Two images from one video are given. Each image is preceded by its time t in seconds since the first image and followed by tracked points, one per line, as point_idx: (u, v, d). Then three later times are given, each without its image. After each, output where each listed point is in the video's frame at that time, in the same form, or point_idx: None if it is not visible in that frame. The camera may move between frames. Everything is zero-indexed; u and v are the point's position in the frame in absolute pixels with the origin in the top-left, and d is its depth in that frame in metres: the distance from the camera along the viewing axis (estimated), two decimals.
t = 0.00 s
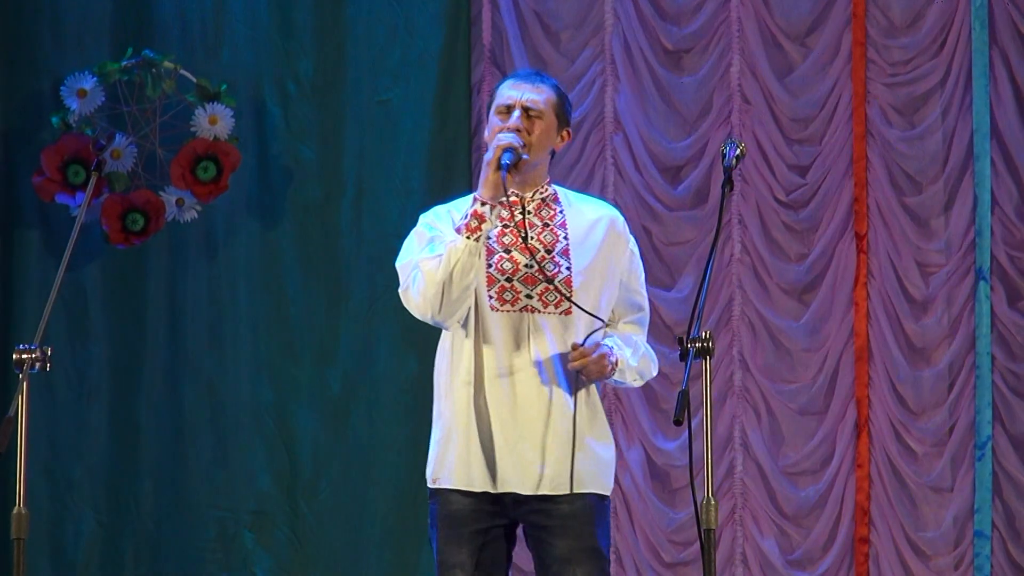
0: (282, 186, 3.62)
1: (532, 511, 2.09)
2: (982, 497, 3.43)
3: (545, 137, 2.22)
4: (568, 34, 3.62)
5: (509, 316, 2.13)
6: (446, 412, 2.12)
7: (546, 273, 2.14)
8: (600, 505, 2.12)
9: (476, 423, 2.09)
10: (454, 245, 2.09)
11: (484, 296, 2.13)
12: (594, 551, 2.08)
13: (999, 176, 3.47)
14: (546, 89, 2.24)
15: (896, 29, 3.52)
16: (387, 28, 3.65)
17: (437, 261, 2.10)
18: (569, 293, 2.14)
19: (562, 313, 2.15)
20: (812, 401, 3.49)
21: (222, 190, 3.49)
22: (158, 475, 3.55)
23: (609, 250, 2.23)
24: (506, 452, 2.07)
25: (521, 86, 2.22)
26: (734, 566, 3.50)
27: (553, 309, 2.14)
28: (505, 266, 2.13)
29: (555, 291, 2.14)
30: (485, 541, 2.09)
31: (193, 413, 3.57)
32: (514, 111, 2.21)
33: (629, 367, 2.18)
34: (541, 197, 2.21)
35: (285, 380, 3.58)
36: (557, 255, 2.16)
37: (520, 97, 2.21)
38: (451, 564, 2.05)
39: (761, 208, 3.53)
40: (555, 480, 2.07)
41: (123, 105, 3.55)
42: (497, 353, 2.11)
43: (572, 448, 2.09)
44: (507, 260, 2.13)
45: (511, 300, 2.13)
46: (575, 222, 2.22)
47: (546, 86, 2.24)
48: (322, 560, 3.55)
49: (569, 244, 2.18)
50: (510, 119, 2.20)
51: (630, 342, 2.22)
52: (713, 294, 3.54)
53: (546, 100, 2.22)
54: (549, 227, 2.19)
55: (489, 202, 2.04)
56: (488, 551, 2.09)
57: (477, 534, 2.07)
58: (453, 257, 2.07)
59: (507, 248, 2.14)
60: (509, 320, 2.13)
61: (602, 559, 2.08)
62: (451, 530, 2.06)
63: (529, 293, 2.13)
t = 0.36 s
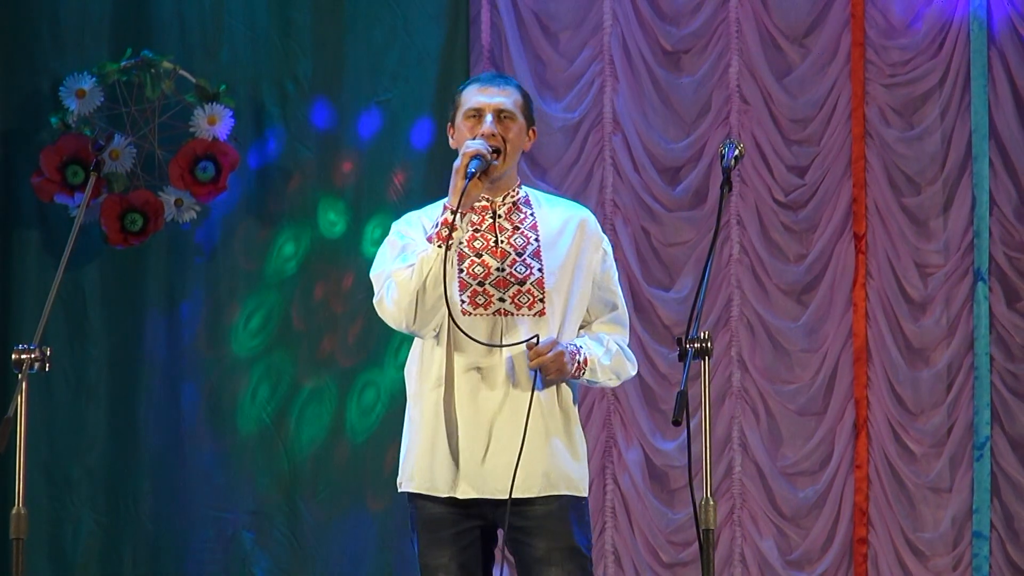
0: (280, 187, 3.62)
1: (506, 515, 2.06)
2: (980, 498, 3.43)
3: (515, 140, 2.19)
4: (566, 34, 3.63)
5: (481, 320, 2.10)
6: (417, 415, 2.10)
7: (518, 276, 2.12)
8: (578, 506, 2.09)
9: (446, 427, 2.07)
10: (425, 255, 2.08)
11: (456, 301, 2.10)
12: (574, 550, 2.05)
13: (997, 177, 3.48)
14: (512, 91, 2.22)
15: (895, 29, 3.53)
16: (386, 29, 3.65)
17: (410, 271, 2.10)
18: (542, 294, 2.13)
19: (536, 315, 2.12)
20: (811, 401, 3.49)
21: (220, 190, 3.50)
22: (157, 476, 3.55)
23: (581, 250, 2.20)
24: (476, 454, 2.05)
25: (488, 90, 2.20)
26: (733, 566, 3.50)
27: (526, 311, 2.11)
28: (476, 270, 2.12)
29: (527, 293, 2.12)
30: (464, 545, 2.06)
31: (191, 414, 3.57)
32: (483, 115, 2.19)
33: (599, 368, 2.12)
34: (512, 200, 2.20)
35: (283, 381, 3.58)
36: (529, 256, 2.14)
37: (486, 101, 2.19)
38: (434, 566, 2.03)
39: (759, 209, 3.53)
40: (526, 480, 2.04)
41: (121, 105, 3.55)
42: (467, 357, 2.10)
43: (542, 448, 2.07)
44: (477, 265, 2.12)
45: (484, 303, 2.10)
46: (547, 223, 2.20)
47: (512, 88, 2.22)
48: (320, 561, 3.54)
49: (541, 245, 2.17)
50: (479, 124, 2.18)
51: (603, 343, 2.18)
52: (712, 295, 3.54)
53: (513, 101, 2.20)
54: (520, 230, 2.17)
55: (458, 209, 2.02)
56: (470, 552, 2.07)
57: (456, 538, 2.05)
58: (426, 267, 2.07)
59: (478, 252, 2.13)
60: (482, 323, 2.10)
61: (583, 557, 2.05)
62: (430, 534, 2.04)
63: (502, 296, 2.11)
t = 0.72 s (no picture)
0: (278, 188, 3.62)
1: (498, 512, 2.06)
2: (979, 498, 3.44)
3: (497, 139, 2.16)
4: (565, 34, 3.62)
5: (469, 316, 2.10)
6: (408, 413, 2.11)
7: (504, 271, 2.12)
8: (570, 505, 2.08)
9: (437, 427, 2.07)
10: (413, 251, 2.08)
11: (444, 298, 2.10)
12: (569, 552, 2.03)
13: (996, 178, 3.48)
14: (489, 88, 2.18)
15: (893, 30, 3.53)
16: (385, 29, 3.65)
17: (400, 268, 2.09)
18: (529, 290, 2.12)
19: (523, 310, 2.12)
20: (810, 402, 3.49)
21: (219, 191, 3.52)
22: (155, 476, 3.55)
23: (566, 246, 2.20)
24: (466, 450, 2.05)
25: (465, 89, 2.16)
26: (731, 569, 3.49)
27: (514, 307, 2.11)
28: (462, 267, 2.11)
29: (514, 288, 2.12)
30: (459, 546, 2.05)
31: (189, 414, 3.57)
32: (463, 116, 2.16)
33: (587, 367, 2.12)
34: (495, 197, 2.19)
35: (282, 381, 3.58)
36: (515, 253, 2.14)
37: (464, 101, 2.16)
38: (428, 567, 2.02)
39: (758, 209, 3.53)
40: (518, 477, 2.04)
41: (120, 106, 3.54)
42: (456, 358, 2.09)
43: (534, 444, 2.06)
44: (463, 262, 2.11)
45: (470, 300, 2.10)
46: (531, 220, 2.19)
47: (488, 86, 2.18)
48: (318, 562, 3.55)
49: (526, 241, 2.16)
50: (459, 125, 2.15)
51: (590, 340, 2.17)
52: (710, 295, 3.53)
53: (492, 99, 2.16)
54: (504, 227, 2.16)
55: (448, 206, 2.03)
56: (465, 553, 2.05)
57: (450, 539, 2.04)
58: (415, 263, 2.06)
59: (463, 249, 2.11)
60: (469, 319, 2.10)
61: (577, 558, 2.04)
62: (424, 536, 2.03)
63: (488, 292, 2.11)
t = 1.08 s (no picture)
0: (276, 189, 3.62)
1: (494, 513, 2.06)
2: (976, 498, 3.43)
3: (491, 140, 2.16)
4: (563, 35, 3.63)
5: (465, 318, 2.11)
6: (406, 416, 2.11)
7: (500, 272, 2.12)
8: (567, 505, 2.07)
9: (434, 430, 2.07)
10: (409, 257, 2.10)
11: (439, 301, 2.11)
12: (565, 553, 2.03)
13: (994, 178, 3.47)
14: (479, 90, 2.18)
15: (891, 30, 3.53)
16: (382, 30, 3.65)
17: (396, 275, 2.10)
18: (526, 290, 2.12)
19: (520, 310, 2.11)
20: (807, 402, 3.50)
21: (217, 191, 3.52)
22: (153, 476, 3.55)
23: (561, 246, 2.19)
24: (463, 452, 2.05)
25: (456, 93, 2.16)
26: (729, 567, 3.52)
27: (511, 307, 2.11)
28: (458, 269, 2.12)
29: (510, 289, 2.12)
30: (456, 546, 2.06)
31: (187, 414, 3.57)
32: (455, 120, 2.16)
33: (586, 367, 2.10)
34: (490, 200, 2.19)
35: (280, 382, 3.59)
36: (511, 254, 2.14)
37: (455, 105, 2.16)
38: (424, 568, 2.03)
39: (755, 210, 3.53)
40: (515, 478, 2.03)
41: (117, 106, 3.55)
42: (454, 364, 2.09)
43: (531, 446, 2.05)
44: (459, 264, 2.12)
45: (467, 302, 2.11)
46: (527, 222, 2.19)
47: (479, 88, 2.18)
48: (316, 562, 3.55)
49: (522, 242, 2.16)
50: (452, 129, 2.15)
51: (587, 340, 2.16)
52: (708, 295, 3.55)
53: (483, 101, 2.16)
54: (499, 228, 2.17)
55: (444, 213, 2.04)
56: (461, 553, 2.06)
57: (446, 540, 2.05)
58: (412, 269, 2.07)
59: (459, 252, 2.13)
60: (466, 321, 2.11)
61: (572, 559, 2.04)
62: (421, 537, 2.05)
63: (485, 293, 2.11)
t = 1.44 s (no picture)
0: (273, 192, 3.62)
1: (495, 515, 2.05)
2: (975, 501, 3.42)
3: (490, 144, 2.16)
4: (560, 37, 3.64)
5: (467, 321, 2.10)
6: (405, 419, 2.10)
7: (502, 275, 2.12)
8: (566, 510, 2.07)
9: (434, 432, 2.06)
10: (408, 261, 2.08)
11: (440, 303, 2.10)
12: (563, 559, 2.02)
13: (991, 181, 3.48)
14: (478, 92, 2.17)
15: (889, 33, 3.53)
16: (380, 34, 3.68)
17: (393, 280, 2.09)
18: (527, 292, 2.12)
19: (522, 312, 2.11)
20: (805, 404, 3.49)
21: (214, 194, 3.51)
22: (151, 479, 3.54)
23: (563, 249, 2.20)
24: (462, 454, 2.04)
25: (455, 96, 2.16)
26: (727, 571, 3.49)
27: (513, 309, 2.10)
28: (460, 271, 2.12)
29: (512, 291, 2.12)
30: (455, 548, 2.05)
31: (185, 417, 3.57)
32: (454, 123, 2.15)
33: (587, 369, 2.10)
34: (492, 202, 2.19)
35: (278, 384, 3.60)
36: (513, 256, 2.14)
37: (454, 108, 2.15)
38: (424, 570, 2.02)
39: (753, 212, 3.53)
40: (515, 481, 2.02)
41: (115, 108, 3.53)
42: (454, 367, 2.08)
43: (532, 449, 2.05)
44: (461, 266, 2.12)
45: (468, 304, 2.10)
46: (529, 225, 2.20)
47: (478, 91, 2.17)
48: (315, 563, 3.59)
49: (524, 244, 2.17)
50: (451, 132, 2.15)
51: (589, 343, 2.16)
52: (706, 298, 3.54)
53: (482, 104, 2.16)
54: (502, 231, 2.17)
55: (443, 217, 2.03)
56: (462, 556, 2.05)
57: (446, 542, 2.04)
58: (411, 274, 2.05)
59: (461, 254, 2.13)
60: (467, 323, 2.10)
61: (571, 564, 2.02)
62: (421, 539, 2.04)
63: (486, 295, 2.11)
